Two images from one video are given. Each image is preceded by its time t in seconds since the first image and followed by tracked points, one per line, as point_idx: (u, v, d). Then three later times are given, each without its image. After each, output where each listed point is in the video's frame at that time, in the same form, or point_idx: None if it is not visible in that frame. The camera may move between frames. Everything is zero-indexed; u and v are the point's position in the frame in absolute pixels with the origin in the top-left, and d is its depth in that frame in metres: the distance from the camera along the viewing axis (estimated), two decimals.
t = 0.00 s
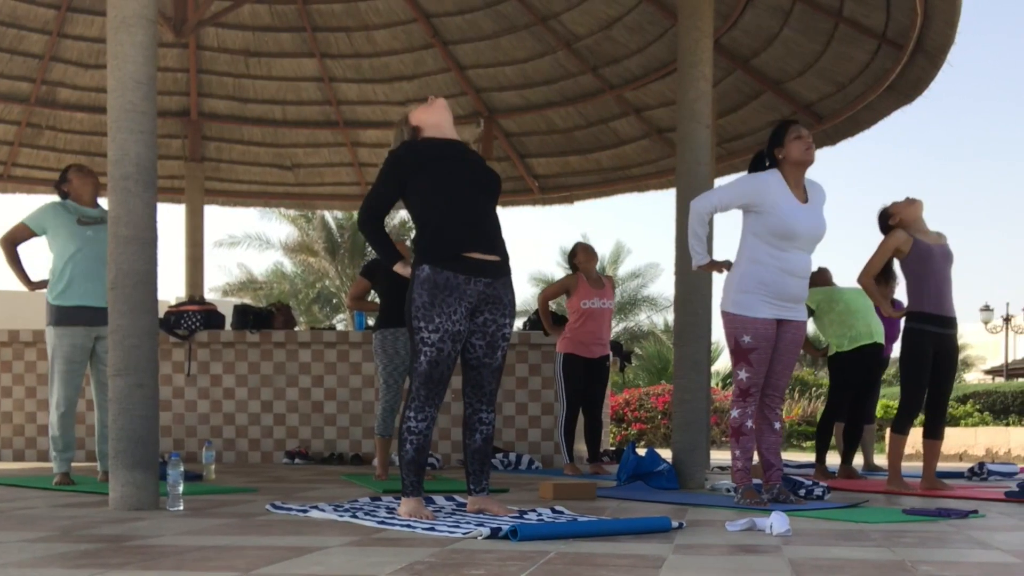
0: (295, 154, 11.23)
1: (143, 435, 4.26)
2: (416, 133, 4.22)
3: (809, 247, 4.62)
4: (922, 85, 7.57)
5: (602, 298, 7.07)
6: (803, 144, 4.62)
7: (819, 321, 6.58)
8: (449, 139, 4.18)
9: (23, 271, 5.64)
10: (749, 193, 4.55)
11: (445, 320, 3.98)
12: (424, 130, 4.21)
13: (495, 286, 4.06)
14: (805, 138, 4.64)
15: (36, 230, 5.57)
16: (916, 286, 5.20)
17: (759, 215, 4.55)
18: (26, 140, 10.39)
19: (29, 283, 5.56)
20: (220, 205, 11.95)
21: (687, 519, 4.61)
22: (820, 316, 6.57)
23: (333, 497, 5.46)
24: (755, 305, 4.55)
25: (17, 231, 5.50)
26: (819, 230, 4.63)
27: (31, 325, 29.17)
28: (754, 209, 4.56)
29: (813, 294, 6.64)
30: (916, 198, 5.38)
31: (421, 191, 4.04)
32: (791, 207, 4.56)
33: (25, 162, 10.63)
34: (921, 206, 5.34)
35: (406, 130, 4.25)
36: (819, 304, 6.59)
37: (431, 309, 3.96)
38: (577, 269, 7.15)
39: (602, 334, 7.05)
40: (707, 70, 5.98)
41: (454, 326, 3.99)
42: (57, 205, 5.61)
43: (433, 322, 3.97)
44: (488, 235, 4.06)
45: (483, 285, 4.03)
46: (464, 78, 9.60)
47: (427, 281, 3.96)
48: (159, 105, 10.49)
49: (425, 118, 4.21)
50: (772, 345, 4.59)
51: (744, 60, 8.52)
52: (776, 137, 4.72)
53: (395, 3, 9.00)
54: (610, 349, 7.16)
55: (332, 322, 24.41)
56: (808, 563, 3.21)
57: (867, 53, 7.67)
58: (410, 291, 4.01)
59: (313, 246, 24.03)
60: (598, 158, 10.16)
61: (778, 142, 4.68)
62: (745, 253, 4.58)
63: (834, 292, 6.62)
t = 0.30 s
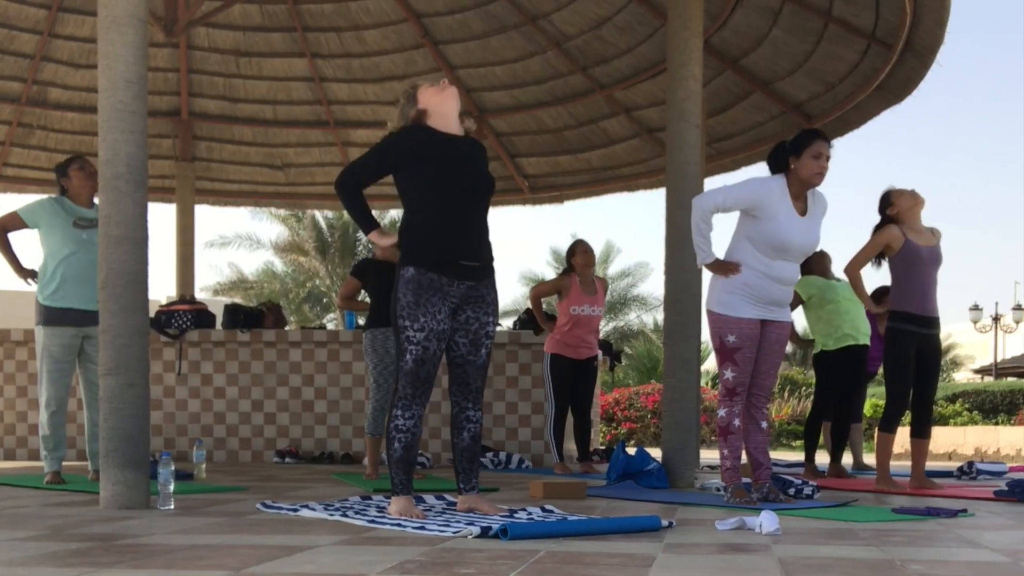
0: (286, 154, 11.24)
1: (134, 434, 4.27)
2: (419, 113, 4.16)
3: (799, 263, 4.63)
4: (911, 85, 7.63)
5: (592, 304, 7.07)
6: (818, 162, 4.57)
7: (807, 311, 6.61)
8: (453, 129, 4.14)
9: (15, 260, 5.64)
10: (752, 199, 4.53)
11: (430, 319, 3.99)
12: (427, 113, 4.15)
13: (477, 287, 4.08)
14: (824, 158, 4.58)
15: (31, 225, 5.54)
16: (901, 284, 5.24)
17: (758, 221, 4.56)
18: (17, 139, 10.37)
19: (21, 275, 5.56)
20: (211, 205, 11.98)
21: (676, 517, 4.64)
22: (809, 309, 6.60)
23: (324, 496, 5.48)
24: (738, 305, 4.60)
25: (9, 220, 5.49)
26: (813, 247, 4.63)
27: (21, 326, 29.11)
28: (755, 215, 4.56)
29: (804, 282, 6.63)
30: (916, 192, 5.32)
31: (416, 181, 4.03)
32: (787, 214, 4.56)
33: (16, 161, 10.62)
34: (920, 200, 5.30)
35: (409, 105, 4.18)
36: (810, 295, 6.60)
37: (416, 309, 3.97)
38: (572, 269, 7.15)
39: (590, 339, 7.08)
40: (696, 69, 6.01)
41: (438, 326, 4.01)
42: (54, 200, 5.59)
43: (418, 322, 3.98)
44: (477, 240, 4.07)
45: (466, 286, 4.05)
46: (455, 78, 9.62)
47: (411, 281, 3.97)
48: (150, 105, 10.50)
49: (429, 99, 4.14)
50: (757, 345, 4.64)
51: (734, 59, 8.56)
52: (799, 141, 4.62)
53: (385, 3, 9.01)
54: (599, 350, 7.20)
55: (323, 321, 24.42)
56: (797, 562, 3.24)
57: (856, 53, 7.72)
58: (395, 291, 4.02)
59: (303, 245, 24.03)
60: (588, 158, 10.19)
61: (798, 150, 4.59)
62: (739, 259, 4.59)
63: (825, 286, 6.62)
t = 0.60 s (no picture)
0: (275, 154, 11.24)
1: (124, 433, 4.28)
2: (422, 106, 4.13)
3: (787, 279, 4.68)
4: (898, 85, 7.69)
5: (582, 314, 7.06)
6: (823, 197, 4.57)
7: (793, 305, 6.65)
8: (453, 128, 4.13)
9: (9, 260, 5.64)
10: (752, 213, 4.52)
11: (414, 319, 4.01)
12: (432, 108, 4.13)
13: (461, 288, 4.11)
14: (830, 194, 4.58)
15: (29, 227, 5.47)
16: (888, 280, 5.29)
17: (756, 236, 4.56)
18: (7, 139, 10.34)
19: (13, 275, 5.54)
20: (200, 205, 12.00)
21: (664, 516, 4.67)
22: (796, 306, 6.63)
23: (313, 495, 5.50)
24: (721, 306, 4.63)
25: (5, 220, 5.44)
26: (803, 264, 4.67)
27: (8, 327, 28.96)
28: (753, 229, 4.56)
29: (796, 277, 6.64)
30: (922, 188, 5.24)
31: (412, 179, 4.01)
32: (783, 232, 4.56)
33: (5, 161, 10.60)
34: (923, 197, 5.25)
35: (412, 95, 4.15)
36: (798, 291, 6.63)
37: (400, 309, 3.99)
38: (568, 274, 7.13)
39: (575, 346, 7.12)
40: (685, 69, 6.04)
41: (422, 326, 4.04)
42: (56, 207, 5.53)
43: (402, 322, 4.00)
44: (464, 246, 4.08)
45: (449, 288, 4.07)
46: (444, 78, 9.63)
47: (396, 282, 3.99)
48: (140, 105, 10.50)
49: (434, 94, 4.11)
50: (741, 344, 4.67)
51: (722, 59, 8.59)
52: (816, 169, 4.56)
53: (374, 3, 9.02)
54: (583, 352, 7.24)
55: (312, 321, 24.41)
56: (786, 561, 3.27)
57: (844, 52, 7.77)
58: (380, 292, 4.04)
59: (292, 245, 24.03)
60: (576, 158, 10.23)
61: (812, 178, 4.55)
62: (729, 266, 4.62)
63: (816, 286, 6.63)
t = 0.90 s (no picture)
0: (263, 153, 11.24)
1: (112, 432, 4.28)
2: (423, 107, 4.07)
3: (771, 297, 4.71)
4: (884, 85, 7.75)
5: (569, 329, 6.99)
6: (812, 234, 4.54)
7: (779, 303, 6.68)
8: (454, 133, 4.07)
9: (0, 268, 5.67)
10: (745, 231, 4.51)
11: (395, 320, 4.05)
12: (433, 113, 4.06)
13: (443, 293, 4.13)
14: (819, 232, 4.55)
15: (28, 238, 5.48)
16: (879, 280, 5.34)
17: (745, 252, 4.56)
18: None
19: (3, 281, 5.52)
20: (188, 204, 12.00)
21: (650, 514, 4.71)
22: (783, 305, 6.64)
23: (301, 494, 5.52)
24: (701, 308, 4.68)
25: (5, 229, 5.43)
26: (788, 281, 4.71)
27: None
28: (742, 245, 4.56)
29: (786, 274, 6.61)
30: (927, 192, 5.24)
31: (407, 186, 3.98)
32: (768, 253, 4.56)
33: None
34: (927, 203, 5.23)
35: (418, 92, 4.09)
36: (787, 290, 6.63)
37: (381, 310, 4.03)
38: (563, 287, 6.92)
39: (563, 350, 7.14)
40: (672, 69, 6.08)
41: (403, 327, 4.07)
42: (60, 227, 5.52)
43: (383, 322, 4.04)
44: (451, 255, 4.10)
45: (430, 293, 4.10)
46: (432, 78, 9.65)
47: (377, 283, 4.03)
48: (127, 104, 10.49)
49: (439, 100, 4.04)
50: (723, 345, 4.72)
51: (709, 59, 8.64)
52: (815, 208, 4.49)
53: (362, 3, 9.03)
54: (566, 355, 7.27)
55: (300, 320, 24.41)
56: (772, 560, 3.31)
57: (831, 53, 7.82)
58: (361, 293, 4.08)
59: (280, 244, 24.02)
60: (564, 157, 10.27)
61: (808, 215, 4.49)
62: (713, 271, 4.66)
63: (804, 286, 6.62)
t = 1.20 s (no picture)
0: (250, 153, 11.25)
1: (100, 430, 4.30)
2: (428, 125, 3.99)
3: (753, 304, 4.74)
4: (870, 85, 7.86)
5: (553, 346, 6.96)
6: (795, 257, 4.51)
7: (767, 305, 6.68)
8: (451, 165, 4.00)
9: None
10: (731, 244, 4.50)
11: (371, 321, 4.09)
12: (434, 139, 3.98)
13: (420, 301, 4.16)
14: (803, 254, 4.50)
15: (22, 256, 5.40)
16: (864, 289, 5.37)
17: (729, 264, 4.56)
18: None
19: None
20: (175, 203, 11.98)
21: (637, 513, 4.75)
22: (771, 309, 6.63)
23: (288, 492, 5.54)
24: (685, 309, 4.74)
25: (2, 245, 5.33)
26: (771, 289, 4.74)
27: None
28: (728, 258, 4.56)
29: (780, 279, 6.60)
30: (929, 212, 5.19)
31: (398, 208, 3.96)
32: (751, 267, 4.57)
33: None
34: (929, 221, 5.20)
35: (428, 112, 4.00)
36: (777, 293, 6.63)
37: (358, 312, 4.07)
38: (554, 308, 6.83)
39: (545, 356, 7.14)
40: (657, 69, 6.12)
41: (380, 327, 4.11)
42: (55, 251, 5.46)
43: (360, 324, 4.08)
44: (430, 278, 4.11)
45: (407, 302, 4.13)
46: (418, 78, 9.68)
47: (354, 285, 4.07)
48: (115, 104, 10.48)
49: (442, 131, 3.96)
50: (705, 344, 4.77)
51: (695, 59, 8.70)
52: (803, 233, 4.42)
53: (348, 3, 9.04)
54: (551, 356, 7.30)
55: (287, 319, 24.40)
56: (758, 558, 3.35)
57: (816, 52, 7.88)
58: (339, 295, 4.13)
59: (267, 243, 24.01)
60: (550, 157, 10.31)
61: (794, 239, 4.45)
62: (697, 274, 4.70)
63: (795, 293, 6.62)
